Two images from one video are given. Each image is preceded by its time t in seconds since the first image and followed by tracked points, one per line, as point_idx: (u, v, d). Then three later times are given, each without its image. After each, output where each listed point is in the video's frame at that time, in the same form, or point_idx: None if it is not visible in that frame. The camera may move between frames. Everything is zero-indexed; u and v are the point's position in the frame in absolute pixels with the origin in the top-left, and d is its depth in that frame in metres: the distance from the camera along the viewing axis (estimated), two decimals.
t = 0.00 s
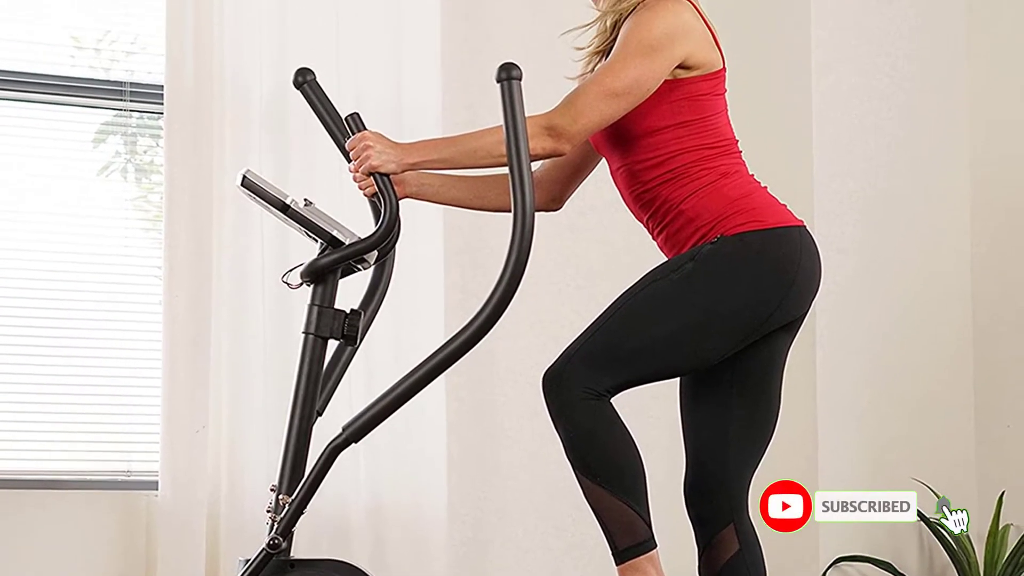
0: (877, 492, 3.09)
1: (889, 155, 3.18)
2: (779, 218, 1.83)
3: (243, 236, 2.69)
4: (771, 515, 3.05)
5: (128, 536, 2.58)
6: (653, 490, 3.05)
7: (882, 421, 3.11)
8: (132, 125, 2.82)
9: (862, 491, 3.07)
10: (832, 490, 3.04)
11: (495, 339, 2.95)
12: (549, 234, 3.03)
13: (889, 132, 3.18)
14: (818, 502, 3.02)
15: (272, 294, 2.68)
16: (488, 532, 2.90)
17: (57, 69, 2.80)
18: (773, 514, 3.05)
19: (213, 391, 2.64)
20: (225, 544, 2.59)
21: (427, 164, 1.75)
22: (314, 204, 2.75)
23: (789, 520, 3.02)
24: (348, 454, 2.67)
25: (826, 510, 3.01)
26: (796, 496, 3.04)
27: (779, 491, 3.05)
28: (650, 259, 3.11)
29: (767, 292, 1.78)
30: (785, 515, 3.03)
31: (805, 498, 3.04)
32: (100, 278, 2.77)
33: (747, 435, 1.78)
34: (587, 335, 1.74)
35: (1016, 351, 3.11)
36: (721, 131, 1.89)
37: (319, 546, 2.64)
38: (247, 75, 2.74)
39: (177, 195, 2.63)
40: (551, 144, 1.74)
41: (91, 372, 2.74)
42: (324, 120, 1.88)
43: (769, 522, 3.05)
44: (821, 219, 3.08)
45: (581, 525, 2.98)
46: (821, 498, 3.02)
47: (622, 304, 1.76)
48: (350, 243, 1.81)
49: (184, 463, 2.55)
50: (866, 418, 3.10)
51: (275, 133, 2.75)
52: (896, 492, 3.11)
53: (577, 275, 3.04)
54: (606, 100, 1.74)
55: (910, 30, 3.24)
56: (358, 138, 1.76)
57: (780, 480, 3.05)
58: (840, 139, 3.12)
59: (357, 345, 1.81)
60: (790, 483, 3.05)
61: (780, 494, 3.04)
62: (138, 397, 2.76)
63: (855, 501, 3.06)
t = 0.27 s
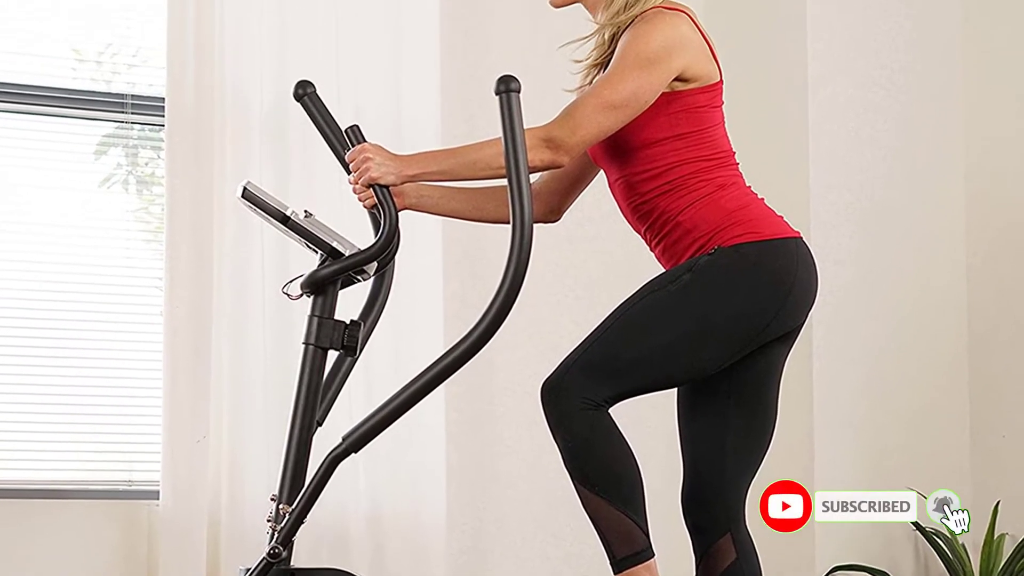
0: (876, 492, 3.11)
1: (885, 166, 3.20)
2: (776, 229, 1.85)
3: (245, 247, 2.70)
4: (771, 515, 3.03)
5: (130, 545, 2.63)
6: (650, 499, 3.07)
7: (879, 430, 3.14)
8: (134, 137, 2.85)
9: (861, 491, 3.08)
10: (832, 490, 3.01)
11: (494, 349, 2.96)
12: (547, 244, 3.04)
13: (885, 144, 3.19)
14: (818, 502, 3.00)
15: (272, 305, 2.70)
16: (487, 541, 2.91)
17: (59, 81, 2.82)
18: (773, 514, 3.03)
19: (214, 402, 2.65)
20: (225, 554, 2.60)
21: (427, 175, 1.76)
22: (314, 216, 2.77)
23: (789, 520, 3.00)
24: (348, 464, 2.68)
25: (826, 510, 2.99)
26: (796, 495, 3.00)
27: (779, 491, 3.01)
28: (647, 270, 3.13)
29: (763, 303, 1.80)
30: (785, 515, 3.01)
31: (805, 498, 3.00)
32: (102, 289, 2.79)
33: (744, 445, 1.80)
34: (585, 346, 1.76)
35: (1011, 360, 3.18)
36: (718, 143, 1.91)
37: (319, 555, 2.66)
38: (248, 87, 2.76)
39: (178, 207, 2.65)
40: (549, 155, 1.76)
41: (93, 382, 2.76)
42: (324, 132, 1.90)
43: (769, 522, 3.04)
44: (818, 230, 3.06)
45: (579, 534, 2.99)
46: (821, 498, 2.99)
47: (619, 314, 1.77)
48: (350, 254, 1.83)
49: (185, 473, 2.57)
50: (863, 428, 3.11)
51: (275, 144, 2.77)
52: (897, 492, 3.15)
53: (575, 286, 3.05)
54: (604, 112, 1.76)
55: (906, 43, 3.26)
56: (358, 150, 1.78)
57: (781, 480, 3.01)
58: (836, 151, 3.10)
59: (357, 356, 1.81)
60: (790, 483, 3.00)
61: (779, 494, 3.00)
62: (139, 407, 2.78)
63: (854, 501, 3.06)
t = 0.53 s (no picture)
0: (876, 492, 3.14)
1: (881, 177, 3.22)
2: (773, 240, 1.87)
3: (246, 257, 2.72)
4: (771, 515, 3.07)
5: (132, 553, 2.66)
6: (648, 508, 3.08)
7: (877, 439, 3.16)
8: (135, 148, 2.87)
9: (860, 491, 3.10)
10: (831, 491, 3.04)
11: (493, 360, 2.98)
12: (546, 255, 3.06)
13: (881, 155, 3.22)
14: (818, 502, 3.02)
15: (273, 315, 2.72)
16: (486, 550, 2.92)
17: (60, 93, 2.84)
18: (773, 514, 3.06)
19: (215, 412, 2.66)
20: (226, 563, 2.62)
21: (426, 186, 1.78)
22: (314, 226, 2.79)
23: (789, 520, 3.03)
24: (348, 473, 2.70)
25: (826, 510, 3.01)
26: (796, 496, 3.03)
27: (779, 491, 3.04)
28: (645, 280, 3.15)
29: (760, 313, 1.81)
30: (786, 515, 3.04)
31: (805, 497, 3.02)
32: (103, 299, 2.81)
33: (741, 453, 1.81)
34: (583, 356, 1.77)
35: (1007, 373, 3.20)
36: (716, 155, 1.93)
37: (319, 563, 2.67)
38: (248, 99, 2.78)
39: (179, 218, 2.67)
40: (548, 167, 1.78)
41: (94, 392, 2.78)
42: (323, 144, 1.90)
43: (769, 521, 3.08)
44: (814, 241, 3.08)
45: (578, 543, 3.01)
46: (821, 498, 3.02)
47: (617, 325, 1.79)
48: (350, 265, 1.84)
49: (185, 482, 2.59)
50: (859, 437, 3.12)
51: (276, 155, 2.78)
52: (897, 492, 3.18)
53: (573, 297, 3.07)
54: (602, 124, 1.78)
55: (902, 55, 3.29)
56: (357, 161, 1.79)
57: (780, 480, 3.04)
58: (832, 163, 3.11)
59: (357, 365, 1.84)
60: (790, 483, 3.03)
61: (779, 494, 3.04)
62: (140, 417, 2.80)
63: (854, 501, 3.08)
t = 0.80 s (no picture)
0: (876, 493, 3.17)
1: (877, 188, 3.24)
2: (770, 251, 1.88)
3: (247, 268, 2.73)
4: (771, 515, 3.05)
5: (133, 562, 2.67)
6: (647, 516, 3.10)
7: (872, 450, 3.17)
8: (137, 159, 2.89)
9: (860, 491, 3.13)
10: (831, 491, 3.06)
11: (492, 369, 2.99)
12: (544, 265, 3.08)
13: (877, 168, 3.24)
14: (818, 502, 3.04)
15: (273, 325, 2.73)
16: (485, 558, 2.93)
17: (62, 104, 2.86)
18: (773, 514, 3.04)
19: (216, 420, 2.68)
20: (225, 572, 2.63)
21: (426, 198, 1.80)
22: (314, 237, 2.81)
23: (789, 520, 3.01)
24: (347, 481, 2.71)
25: (826, 511, 3.03)
26: (795, 495, 3.02)
27: (779, 490, 3.02)
28: (644, 290, 3.16)
29: (758, 322, 1.83)
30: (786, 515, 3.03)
31: (805, 497, 3.02)
32: (105, 310, 2.83)
33: (738, 461, 1.83)
34: (581, 365, 1.79)
35: (1002, 381, 3.21)
36: (713, 166, 1.95)
37: (319, 571, 2.68)
38: (249, 110, 2.79)
39: (180, 228, 2.69)
40: (546, 177, 1.79)
41: (96, 401, 2.80)
42: (323, 154, 1.89)
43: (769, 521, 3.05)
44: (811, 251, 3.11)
45: (576, 552, 3.02)
46: (821, 499, 3.04)
47: (615, 334, 1.81)
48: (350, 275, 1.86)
49: (186, 490, 2.61)
50: (856, 446, 3.14)
51: (276, 165, 2.80)
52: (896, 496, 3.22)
53: (571, 307, 3.09)
54: (600, 135, 1.80)
55: (898, 67, 3.32)
56: (357, 172, 1.80)
57: (780, 480, 3.03)
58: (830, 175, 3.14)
59: (356, 374, 1.84)
60: (789, 483, 3.02)
61: (779, 494, 3.02)
62: (142, 426, 2.82)
63: (855, 501, 3.11)
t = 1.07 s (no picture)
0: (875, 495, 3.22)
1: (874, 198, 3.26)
2: (767, 260, 1.90)
3: (248, 277, 2.75)
4: (771, 515, 3.08)
5: (134, 569, 2.69)
6: (645, 524, 3.11)
7: (869, 455, 3.22)
8: (138, 170, 2.91)
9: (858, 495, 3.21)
10: (831, 491, 3.18)
11: (491, 378, 3.01)
12: (543, 275, 3.10)
13: (874, 177, 3.29)
14: (818, 503, 3.17)
15: (273, 334, 2.75)
16: (484, 567, 2.95)
17: (64, 115, 2.87)
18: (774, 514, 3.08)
19: (217, 428, 2.69)
20: None
21: (425, 208, 1.81)
22: (314, 246, 2.83)
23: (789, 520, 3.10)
24: (347, 490, 2.72)
25: (826, 510, 3.16)
26: (796, 495, 3.12)
27: (780, 491, 3.10)
28: (641, 300, 3.18)
29: (755, 331, 1.85)
30: (786, 514, 3.10)
31: (805, 498, 3.15)
32: (106, 318, 2.85)
33: (736, 470, 1.84)
34: (580, 374, 1.80)
35: (998, 390, 3.19)
36: (711, 176, 1.97)
37: None
38: (250, 120, 2.81)
39: (180, 238, 2.70)
40: (545, 188, 1.81)
41: (97, 410, 2.81)
42: (323, 164, 1.90)
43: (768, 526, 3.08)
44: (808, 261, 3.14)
45: (575, 560, 3.03)
46: (821, 499, 3.17)
47: (614, 343, 1.82)
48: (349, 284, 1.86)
49: (187, 498, 2.62)
50: (852, 454, 3.21)
51: (276, 175, 2.82)
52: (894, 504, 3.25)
53: (570, 317, 3.10)
54: (598, 145, 1.82)
55: (895, 78, 3.35)
56: (357, 181, 1.82)
57: (780, 480, 3.11)
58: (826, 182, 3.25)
59: (356, 383, 1.86)
60: (790, 483, 3.11)
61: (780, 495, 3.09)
62: (143, 434, 2.84)
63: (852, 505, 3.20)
